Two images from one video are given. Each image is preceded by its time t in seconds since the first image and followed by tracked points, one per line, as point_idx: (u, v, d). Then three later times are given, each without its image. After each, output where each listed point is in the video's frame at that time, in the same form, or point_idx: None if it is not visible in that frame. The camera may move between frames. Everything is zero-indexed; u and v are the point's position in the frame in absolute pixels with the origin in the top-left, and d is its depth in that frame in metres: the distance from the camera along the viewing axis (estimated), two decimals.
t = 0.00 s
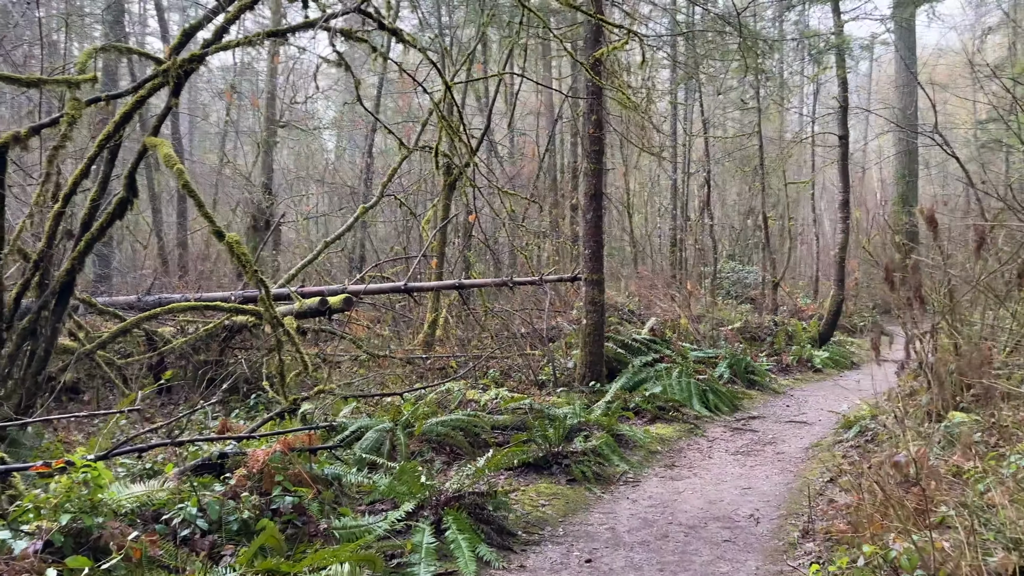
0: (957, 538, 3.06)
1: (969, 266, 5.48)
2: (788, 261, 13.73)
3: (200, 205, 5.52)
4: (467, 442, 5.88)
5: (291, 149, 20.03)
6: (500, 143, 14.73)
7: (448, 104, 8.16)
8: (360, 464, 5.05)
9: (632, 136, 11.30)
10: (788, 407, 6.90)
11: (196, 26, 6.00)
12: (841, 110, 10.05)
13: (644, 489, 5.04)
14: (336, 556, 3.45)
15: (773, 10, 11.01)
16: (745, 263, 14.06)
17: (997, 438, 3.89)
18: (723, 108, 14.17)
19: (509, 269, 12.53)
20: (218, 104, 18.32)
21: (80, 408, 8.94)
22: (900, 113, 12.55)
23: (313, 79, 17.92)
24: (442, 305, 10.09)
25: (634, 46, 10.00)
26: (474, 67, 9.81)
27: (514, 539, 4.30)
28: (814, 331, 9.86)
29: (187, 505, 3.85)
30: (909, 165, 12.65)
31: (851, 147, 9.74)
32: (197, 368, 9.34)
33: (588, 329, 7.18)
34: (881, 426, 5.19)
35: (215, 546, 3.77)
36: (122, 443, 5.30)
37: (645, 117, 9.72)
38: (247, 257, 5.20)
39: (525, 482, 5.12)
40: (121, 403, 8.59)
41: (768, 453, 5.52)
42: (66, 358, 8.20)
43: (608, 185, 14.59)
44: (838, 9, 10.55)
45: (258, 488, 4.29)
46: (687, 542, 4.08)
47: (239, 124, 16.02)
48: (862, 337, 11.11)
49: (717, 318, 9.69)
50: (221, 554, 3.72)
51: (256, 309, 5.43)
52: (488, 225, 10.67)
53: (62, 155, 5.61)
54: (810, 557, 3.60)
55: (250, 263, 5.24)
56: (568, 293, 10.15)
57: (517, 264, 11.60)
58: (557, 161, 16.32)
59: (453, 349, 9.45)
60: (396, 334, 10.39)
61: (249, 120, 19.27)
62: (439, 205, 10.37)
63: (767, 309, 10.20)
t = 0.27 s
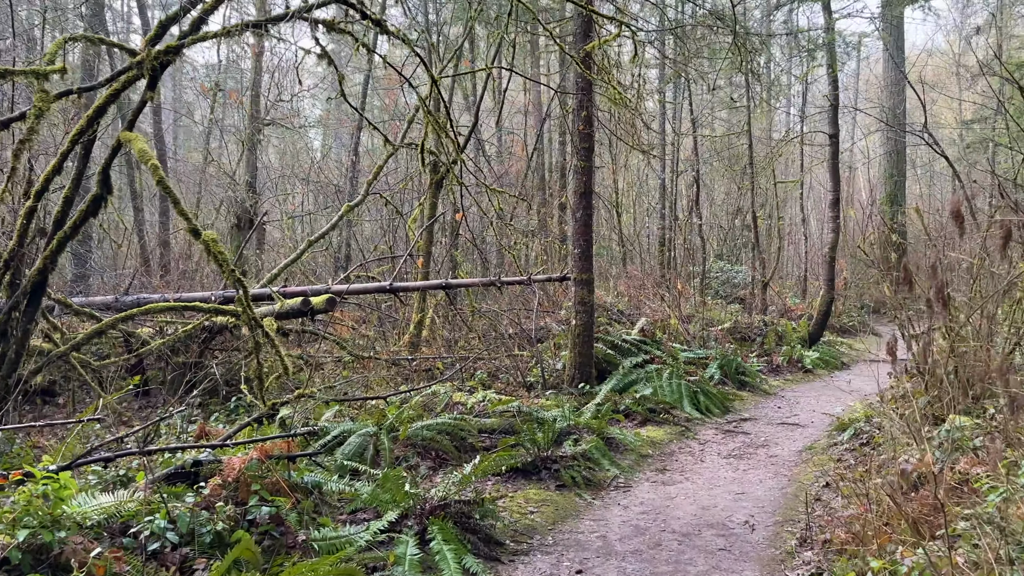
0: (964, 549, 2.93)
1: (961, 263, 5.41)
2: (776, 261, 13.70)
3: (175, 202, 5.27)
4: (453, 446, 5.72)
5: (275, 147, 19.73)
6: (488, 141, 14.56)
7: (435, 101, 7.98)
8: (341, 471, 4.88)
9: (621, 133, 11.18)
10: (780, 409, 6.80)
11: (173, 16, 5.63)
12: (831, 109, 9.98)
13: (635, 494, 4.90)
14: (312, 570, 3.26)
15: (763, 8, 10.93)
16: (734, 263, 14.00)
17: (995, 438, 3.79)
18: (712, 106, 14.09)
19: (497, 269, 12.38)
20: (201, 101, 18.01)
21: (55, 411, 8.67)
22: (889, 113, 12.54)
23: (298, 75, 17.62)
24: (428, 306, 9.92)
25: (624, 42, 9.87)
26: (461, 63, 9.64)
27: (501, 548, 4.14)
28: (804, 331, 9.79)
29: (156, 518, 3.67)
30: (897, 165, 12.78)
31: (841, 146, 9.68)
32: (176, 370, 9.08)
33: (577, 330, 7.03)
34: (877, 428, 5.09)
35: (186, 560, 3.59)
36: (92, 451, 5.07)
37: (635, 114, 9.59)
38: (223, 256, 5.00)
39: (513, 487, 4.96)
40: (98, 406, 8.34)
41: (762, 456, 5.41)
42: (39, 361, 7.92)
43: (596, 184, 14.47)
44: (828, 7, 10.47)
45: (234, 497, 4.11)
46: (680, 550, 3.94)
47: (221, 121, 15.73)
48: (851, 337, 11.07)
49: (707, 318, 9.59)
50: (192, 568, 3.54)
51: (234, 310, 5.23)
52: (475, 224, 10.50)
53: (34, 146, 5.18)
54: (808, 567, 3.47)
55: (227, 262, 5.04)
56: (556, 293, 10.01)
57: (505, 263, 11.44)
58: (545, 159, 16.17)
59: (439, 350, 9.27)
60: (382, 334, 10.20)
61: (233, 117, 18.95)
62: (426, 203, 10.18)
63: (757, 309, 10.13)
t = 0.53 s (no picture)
0: (972, 560, 2.81)
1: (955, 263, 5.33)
2: (765, 260, 13.66)
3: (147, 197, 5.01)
4: (438, 451, 5.55)
5: (259, 144, 19.42)
6: (475, 139, 14.39)
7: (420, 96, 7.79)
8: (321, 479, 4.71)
9: (609, 131, 11.05)
10: (771, 411, 6.70)
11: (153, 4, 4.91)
12: (820, 107, 9.91)
13: (625, 500, 4.75)
14: None
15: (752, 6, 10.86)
16: (722, 262, 13.95)
17: (996, 442, 3.68)
18: (701, 105, 14.01)
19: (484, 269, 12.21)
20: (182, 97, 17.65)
21: (27, 415, 8.38)
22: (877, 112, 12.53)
23: (281, 71, 17.32)
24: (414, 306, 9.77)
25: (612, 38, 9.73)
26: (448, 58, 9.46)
27: (488, 559, 3.98)
28: (793, 331, 9.73)
29: (122, 531, 3.46)
30: (885, 165, 12.93)
31: (831, 144, 9.62)
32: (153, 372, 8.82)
33: (566, 331, 6.88)
34: (871, 431, 4.98)
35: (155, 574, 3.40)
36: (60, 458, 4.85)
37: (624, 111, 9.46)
38: (197, 254, 4.80)
39: (499, 494, 4.80)
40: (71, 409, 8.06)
41: (754, 460, 5.29)
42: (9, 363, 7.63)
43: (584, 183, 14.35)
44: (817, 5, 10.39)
45: (206, 507, 3.92)
46: (673, 559, 3.80)
47: (202, 117, 15.41)
48: (840, 337, 11.03)
49: (696, 318, 9.49)
50: None
51: (209, 310, 5.02)
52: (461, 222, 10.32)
53: None
54: None
55: (201, 260, 4.83)
56: (544, 293, 9.85)
57: (492, 263, 11.27)
58: (533, 158, 16.04)
59: (425, 351, 9.09)
60: (367, 335, 10.02)
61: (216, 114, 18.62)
62: (411, 201, 9.99)
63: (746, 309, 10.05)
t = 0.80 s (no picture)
0: (982, 574, 2.69)
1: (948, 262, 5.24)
2: (752, 260, 13.61)
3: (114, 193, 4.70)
4: (422, 456, 5.38)
5: (241, 142, 19.11)
6: (462, 137, 14.22)
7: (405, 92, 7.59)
8: (298, 488, 4.57)
9: (597, 129, 10.92)
10: (762, 412, 6.59)
11: None
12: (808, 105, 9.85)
13: (615, 507, 4.60)
14: None
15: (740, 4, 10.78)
16: (710, 262, 13.89)
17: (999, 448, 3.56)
18: (688, 104, 13.93)
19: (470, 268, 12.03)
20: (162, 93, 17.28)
21: None
22: (863, 111, 12.52)
23: (263, 67, 17.02)
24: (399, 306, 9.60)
25: (600, 35, 9.61)
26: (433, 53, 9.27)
27: (473, 571, 3.82)
28: (782, 331, 9.66)
29: (81, 549, 3.26)
30: (871, 163, 13.10)
31: (819, 142, 9.55)
32: (129, 375, 8.55)
33: (554, 332, 6.73)
34: (865, 433, 4.88)
35: None
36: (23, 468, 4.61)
37: (612, 109, 9.33)
38: (169, 253, 4.57)
39: (485, 501, 4.63)
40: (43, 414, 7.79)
41: (746, 464, 5.17)
42: None
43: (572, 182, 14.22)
44: (805, 2, 10.32)
45: (174, 520, 3.75)
46: (665, 571, 3.65)
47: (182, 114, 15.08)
48: (828, 337, 10.99)
49: (685, 318, 9.38)
50: None
51: (181, 311, 4.80)
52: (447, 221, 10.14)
53: None
54: None
55: (172, 259, 4.60)
56: (532, 293, 9.70)
57: (479, 263, 11.11)
58: (521, 157, 15.89)
59: (410, 353, 8.90)
60: (350, 336, 9.84)
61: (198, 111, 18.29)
62: (396, 199, 9.79)
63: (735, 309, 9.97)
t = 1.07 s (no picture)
0: None
1: (941, 262, 5.17)
2: (739, 260, 13.58)
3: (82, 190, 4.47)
4: (405, 463, 5.20)
5: (222, 140, 18.76)
6: (446, 136, 14.04)
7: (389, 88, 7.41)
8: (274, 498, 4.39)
9: (584, 127, 10.79)
10: (751, 415, 6.49)
11: None
12: (796, 105, 9.80)
13: (604, 514, 4.46)
14: None
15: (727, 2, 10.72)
16: (696, 263, 13.84)
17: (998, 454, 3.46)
18: (675, 103, 13.87)
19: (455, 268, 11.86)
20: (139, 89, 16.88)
21: None
22: (849, 111, 12.52)
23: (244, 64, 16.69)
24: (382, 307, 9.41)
25: (587, 32, 9.49)
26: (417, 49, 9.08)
27: None
28: (769, 331, 9.61)
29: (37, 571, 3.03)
30: (857, 164, 13.36)
31: (807, 142, 9.51)
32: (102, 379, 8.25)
33: (540, 333, 6.58)
34: (858, 437, 4.79)
35: None
36: None
37: (599, 107, 9.22)
38: (140, 254, 4.34)
39: (470, 509, 4.47)
40: (13, 420, 7.51)
41: (737, 468, 5.06)
42: None
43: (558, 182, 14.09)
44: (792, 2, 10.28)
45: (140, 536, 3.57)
46: None
47: (160, 110, 14.75)
48: (815, 337, 10.97)
49: (673, 319, 9.29)
50: None
51: (151, 312, 4.58)
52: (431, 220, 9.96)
53: None
54: None
55: (143, 259, 4.38)
56: (518, 293, 9.55)
57: (464, 263, 10.94)
58: (506, 156, 15.74)
59: (394, 354, 8.71)
60: (332, 338, 9.62)
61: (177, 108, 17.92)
62: (379, 198, 9.59)
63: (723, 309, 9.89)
